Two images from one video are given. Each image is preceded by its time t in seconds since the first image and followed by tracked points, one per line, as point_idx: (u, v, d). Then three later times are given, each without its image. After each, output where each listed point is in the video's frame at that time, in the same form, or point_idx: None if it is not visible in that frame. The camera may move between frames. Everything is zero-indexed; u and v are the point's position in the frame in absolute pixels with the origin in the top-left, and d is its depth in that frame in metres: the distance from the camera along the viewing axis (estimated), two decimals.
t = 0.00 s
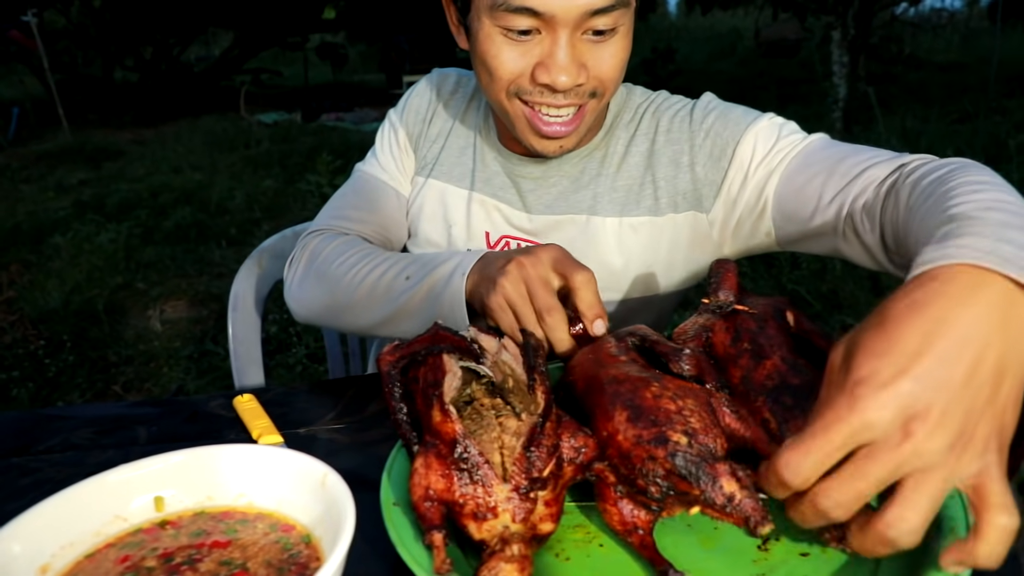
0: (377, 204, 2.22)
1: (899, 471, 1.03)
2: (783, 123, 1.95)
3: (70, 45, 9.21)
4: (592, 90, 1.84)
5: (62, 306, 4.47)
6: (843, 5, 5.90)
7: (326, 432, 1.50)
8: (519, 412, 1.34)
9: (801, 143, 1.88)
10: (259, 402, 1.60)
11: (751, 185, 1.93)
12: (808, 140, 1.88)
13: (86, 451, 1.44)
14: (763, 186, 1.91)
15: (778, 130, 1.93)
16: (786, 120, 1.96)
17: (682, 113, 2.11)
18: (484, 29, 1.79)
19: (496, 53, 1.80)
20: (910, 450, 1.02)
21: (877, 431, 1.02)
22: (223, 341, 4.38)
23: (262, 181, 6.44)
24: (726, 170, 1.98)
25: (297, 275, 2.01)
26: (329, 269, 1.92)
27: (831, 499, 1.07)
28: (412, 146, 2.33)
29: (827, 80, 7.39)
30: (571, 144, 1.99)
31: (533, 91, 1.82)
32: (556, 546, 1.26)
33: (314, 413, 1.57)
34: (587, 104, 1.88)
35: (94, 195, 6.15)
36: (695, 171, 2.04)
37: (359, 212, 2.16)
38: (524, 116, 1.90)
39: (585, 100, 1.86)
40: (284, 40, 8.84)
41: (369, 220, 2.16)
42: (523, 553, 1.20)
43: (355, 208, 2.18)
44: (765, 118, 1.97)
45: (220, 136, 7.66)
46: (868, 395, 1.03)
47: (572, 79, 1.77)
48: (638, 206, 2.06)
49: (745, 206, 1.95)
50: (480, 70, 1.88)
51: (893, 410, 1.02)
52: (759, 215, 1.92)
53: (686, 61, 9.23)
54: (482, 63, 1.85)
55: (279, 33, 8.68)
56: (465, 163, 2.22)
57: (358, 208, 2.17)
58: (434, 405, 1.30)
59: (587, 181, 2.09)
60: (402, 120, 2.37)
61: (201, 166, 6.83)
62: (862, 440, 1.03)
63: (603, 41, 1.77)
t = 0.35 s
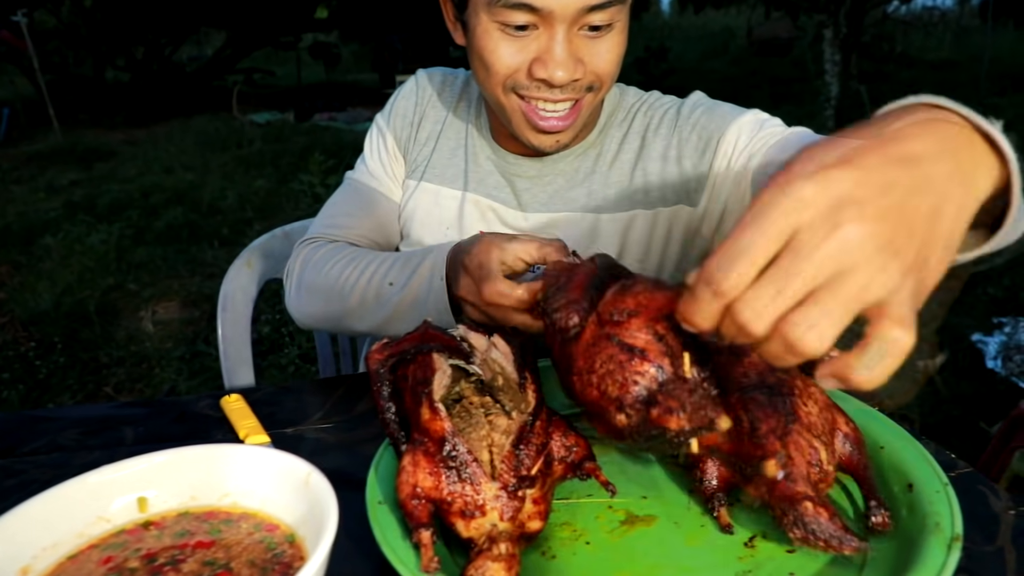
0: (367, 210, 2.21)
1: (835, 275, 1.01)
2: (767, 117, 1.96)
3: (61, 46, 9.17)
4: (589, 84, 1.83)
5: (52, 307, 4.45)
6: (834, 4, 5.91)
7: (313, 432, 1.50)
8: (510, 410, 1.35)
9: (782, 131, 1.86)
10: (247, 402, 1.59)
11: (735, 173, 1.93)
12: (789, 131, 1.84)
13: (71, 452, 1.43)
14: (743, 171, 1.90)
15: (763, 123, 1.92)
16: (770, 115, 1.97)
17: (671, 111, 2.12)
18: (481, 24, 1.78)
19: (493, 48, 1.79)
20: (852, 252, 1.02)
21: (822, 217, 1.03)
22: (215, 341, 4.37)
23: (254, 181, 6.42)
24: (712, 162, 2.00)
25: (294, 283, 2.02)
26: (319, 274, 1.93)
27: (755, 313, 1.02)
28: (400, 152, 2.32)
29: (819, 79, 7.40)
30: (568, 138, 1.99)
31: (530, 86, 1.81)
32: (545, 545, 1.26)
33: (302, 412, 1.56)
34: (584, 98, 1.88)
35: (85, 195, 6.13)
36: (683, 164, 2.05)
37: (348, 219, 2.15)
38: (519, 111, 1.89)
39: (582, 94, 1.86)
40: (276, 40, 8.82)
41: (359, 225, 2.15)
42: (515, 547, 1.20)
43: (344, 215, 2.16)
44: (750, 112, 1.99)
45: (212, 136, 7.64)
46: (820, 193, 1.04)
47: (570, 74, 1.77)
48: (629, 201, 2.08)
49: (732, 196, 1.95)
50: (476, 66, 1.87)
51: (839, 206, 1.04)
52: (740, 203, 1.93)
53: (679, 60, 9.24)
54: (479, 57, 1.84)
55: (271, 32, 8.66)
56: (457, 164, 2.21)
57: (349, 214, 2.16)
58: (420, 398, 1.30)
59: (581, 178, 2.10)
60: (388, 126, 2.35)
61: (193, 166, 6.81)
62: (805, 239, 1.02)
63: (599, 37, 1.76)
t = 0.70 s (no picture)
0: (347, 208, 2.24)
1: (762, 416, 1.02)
2: (739, 113, 1.89)
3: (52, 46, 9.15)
4: (568, 86, 1.85)
5: (43, 309, 4.45)
6: (824, 3, 5.94)
7: (296, 436, 1.52)
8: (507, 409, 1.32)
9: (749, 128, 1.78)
10: (230, 406, 1.61)
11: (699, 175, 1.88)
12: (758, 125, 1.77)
13: (52, 458, 1.45)
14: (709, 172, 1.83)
15: (731, 119, 1.86)
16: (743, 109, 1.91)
17: (648, 108, 2.14)
18: (458, 24, 1.79)
19: (470, 49, 1.80)
20: (770, 391, 1.01)
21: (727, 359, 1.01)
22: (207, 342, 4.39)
23: (246, 181, 6.42)
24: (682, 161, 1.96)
25: (271, 280, 2.04)
26: (296, 266, 1.96)
27: (700, 460, 1.08)
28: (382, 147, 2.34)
29: (809, 78, 7.44)
30: (547, 139, 2.02)
31: (507, 88, 1.83)
32: (526, 550, 1.28)
33: (285, 416, 1.58)
34: (563, 100, 1.89)
35: (76, 196, 6.13)
36: (654, 163, 2.05)
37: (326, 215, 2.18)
38: (499, 112, 1.92)
39: (561, 96, 1.87)
40: (269, 40, 8.82)
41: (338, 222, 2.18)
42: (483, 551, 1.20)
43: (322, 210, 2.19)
44: (722, 108, 1.93)
45: (204, 136, 7.63)
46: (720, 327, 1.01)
47: (546, 77, 1.78)
48: (604, 199, 2.10)
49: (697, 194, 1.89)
50: (455, 66, 1.89)
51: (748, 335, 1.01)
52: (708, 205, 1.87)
53: (671, 59, 9.26)
54: (457, 58, 1.86)
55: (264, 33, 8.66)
56: (439, 161, 2.23)
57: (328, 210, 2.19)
58: (437, 375, 1.28)
59: (559, 176, 2.11)
60: (372, 118, 2.36)
61: (185, 167, 6.81)
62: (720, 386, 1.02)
63: (578, 39, 1.77)
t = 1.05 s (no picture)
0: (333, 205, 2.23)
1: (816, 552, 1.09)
2: (746, 130, 1.97)
3: (41, 46, 9.09)
4: (562, 87, 1.82)
5: (31, 311, 4.41)
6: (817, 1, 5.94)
7: (281, 438, 1.50)
8: (497, 412, 1.29)
9: (761, 153, 1.88)
10: (214, 408, 1.59)
11: (709, 193, 1.94)
12: (769, 149, 1.88)
13: (32, 462, 1.42)
14: (719, 195, 1.92)
15: (740, 138, 1.94)
16: (748, 128, 1.97)
17: (647, 115, 2.13)
18: (449, 24, 1.76)
19: (462, 49, 1.77)
20: (831, 521, 1.10)
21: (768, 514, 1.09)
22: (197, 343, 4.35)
23: (237, 181, 6.38)
24: (686, 175, 2.00)
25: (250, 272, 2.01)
26: (276, 262, 1.91)
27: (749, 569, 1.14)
28: (364, 147, 2.32)
29: (802, 76, 7.44)
30: (540, 142, 1.97)
31: (501, 89, 1.80)
32: (510, 555, 1.25)
33: (270, 419, 1.55)
34: (556, 100, 1.86)
35: (65, 197, 6.07)
36: (656, 174, 2.05)
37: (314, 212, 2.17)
38: (491, 115, 1.88)
39: (554, 97, 1.84)
40: (260, 39, 8.77)
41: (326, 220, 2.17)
42: (482, 564, 1.19)
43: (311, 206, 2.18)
44: (728, 123, 1.99)
45: (195, 135, 7.58)
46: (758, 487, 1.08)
47: (542, 77, 1.75)
48: (600, 206, 2.07)
49: (704, 211, 1.97)
50: (446, 68, 1.86)
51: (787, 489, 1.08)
52: (715, 223, 1.94)
53: (664, 57, 9.25)
54: (447, 60, 1.83)
55: (255, 32, 8.62)
56: (426, 162, 2.20)
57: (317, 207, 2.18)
58: (430, 378, 1.28)
59: (551, 181, 2.09)
60: (357, 117, 2.35)
61: (175, 167, 6.76)
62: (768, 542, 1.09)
63: (571, 37, 1.75)
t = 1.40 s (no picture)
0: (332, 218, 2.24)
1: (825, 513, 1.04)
2: (729, 117, 1.96)
3: (33, 43, 9.03)
4: (553, 88, 1.81)
5: (21, 310, 4.37)
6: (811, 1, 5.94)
7: (266, 440, 1.48)
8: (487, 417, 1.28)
9: (744, 137, 1.86)
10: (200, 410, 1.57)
11: (697, 180, 1.93)
12: (751, 133, 1.86)
13: (15, 464, 1.41)
14: (706, 182, 1.91)
15: (724, 124, 1.93)
16: (732, 114, 1.96)
17: (631, 109, 2.12)
18: (440, 23, 1.75)
19: (453, 49, 1.76)
20: (842, 483, 1.04)
21: (768, 477, 1.04)
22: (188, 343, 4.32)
23: (230, 180, 6.35)
24: (673, 167, 1.99)
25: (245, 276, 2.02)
26: (270, 279, 1.88)
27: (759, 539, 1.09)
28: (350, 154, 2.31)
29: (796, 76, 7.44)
30: (530, 142, 1.96)
31: (492, 89, 1.78)
32: (495, 558, 1.25)
33: (257, 420, 1.54)
34: (547, 101, 1.85)
35: (56, 196, 6.03)
36: (644, 167, 2.05)
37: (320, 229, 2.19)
38: (483, 116, 1.86)
39: (545, 98, 1.83)
40: (253, 37, 8.74)
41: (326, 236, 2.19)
42: (467, 568, 1.18)
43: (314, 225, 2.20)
44: (711, 111, 1.98)
45: (188, 134, 7.55)
46: (755, 448, 1.04)
47: (534, 77, 1.74)
48: (590, 203, 2.07)
49: (693, 201, 1.95)
50: (437, 68, 1.84)
51: (788, 449, 1.03)
52: (705, 211, 1.92)
53: (659, 57, 9.24)
54: (438, 60, 1.81)
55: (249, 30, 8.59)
56: (415, 167, 2.18)
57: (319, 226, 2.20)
58: (420, 380, 1.27)
59: (542, 181, 2.08)
60: (341, 123, 2.34)
61: (168, 165, 6.73)
62: (769, 503, 1.05)
63: (564, 38, 1.74)
